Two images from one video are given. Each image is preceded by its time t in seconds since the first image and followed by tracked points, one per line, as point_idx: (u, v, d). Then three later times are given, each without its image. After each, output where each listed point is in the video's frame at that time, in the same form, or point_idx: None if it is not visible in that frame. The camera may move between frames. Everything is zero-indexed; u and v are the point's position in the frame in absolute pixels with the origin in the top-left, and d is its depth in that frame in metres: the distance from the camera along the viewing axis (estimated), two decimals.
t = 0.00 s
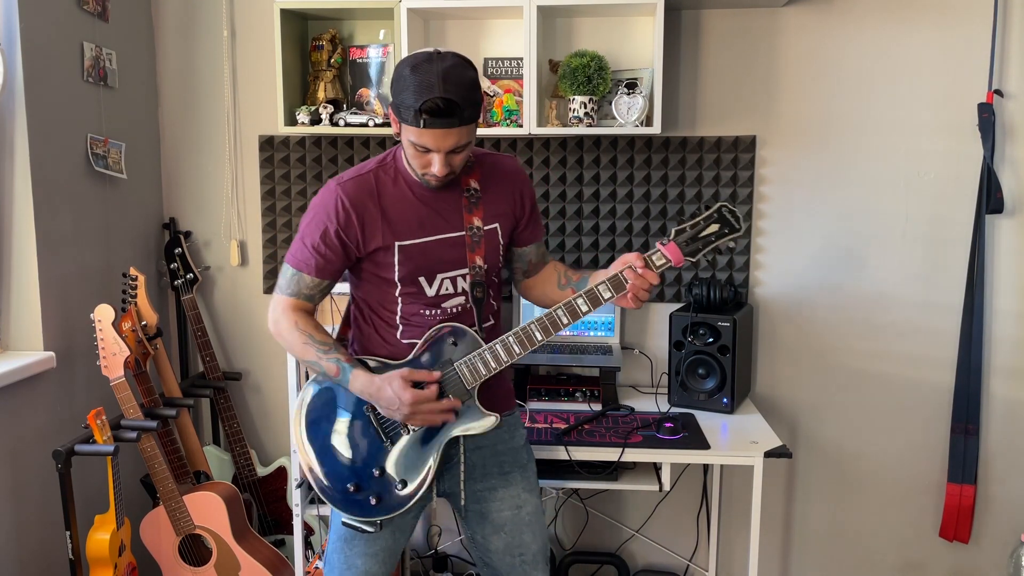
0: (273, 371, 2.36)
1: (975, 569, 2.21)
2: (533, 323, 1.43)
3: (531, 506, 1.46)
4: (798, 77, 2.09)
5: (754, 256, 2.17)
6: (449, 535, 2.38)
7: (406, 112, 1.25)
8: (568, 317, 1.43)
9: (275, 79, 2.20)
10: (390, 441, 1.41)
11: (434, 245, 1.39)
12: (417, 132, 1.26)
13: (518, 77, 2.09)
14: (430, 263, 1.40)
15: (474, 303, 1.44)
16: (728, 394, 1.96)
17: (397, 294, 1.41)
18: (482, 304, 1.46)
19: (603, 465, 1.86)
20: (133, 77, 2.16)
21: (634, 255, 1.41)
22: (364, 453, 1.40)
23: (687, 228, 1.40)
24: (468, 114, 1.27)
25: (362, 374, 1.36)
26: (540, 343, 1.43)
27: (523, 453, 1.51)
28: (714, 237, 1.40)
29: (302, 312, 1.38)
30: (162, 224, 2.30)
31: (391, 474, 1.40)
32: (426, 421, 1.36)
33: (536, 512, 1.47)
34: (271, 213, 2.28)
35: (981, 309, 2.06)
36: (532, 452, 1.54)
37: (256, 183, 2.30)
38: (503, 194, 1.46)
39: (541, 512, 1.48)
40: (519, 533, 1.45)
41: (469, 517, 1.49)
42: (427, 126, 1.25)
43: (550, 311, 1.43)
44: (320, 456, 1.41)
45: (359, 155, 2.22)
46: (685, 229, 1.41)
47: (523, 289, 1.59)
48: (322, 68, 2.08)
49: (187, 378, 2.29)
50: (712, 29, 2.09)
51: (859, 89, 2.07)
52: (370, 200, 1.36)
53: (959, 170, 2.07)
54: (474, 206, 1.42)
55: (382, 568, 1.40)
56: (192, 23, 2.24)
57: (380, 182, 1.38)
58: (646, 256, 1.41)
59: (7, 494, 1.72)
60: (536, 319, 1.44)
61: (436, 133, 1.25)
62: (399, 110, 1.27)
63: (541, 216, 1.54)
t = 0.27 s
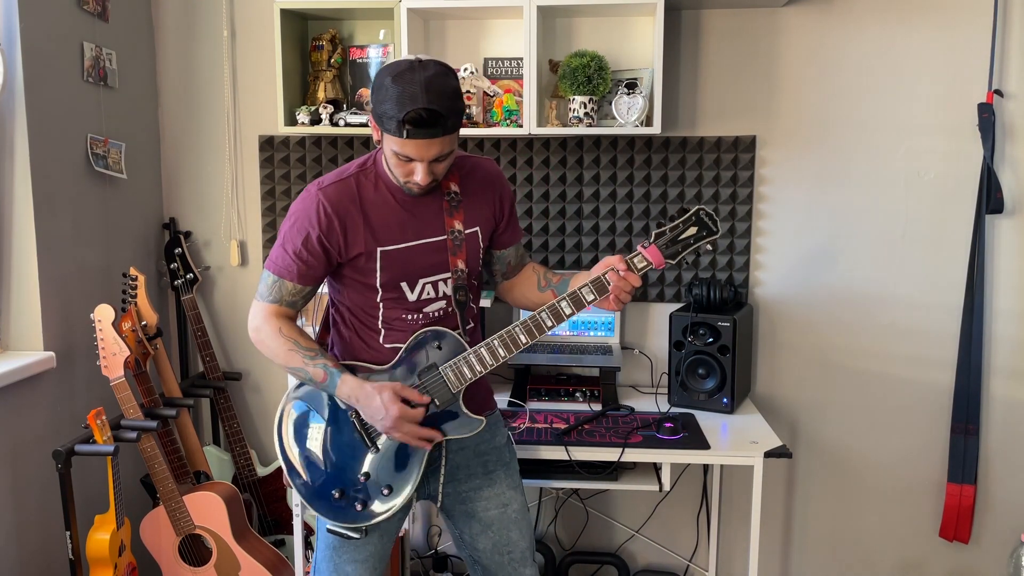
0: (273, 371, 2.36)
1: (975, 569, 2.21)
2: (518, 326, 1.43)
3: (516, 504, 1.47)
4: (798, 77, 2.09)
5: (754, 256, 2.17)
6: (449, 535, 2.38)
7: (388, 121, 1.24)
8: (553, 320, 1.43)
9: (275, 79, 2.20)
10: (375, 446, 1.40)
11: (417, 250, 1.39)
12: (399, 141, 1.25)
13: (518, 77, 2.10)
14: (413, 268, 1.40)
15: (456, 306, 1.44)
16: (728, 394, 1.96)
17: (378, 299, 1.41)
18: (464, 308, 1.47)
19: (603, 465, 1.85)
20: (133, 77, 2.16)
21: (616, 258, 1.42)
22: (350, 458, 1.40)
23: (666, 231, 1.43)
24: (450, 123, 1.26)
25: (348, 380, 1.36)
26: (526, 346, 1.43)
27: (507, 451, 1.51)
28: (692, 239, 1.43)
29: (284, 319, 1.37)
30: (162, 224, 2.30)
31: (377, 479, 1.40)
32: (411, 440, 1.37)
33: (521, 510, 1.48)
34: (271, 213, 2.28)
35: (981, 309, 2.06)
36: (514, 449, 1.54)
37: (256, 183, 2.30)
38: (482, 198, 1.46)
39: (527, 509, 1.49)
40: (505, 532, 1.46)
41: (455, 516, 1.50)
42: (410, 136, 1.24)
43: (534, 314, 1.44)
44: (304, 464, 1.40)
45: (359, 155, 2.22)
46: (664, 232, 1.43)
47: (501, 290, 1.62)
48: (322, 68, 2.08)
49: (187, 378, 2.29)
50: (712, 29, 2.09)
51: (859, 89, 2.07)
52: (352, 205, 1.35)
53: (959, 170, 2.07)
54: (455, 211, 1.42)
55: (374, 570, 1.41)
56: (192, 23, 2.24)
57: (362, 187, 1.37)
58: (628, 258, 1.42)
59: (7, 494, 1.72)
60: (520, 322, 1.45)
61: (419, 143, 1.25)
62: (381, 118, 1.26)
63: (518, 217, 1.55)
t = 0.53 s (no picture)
0: (273, 371, 2.36)
1: (975, 569, 2.22)
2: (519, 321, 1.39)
3: (530, 509, 1.45)
4: (798, 77, 2.09)
5: (754, 256, 2.17)
6: (449, 535, 2.38)
7: (396, 117, 1.24)
8: (555, 317, 1.38)
9: (275, 79, 2.20)
10: (378, 437, 1.40)
11: (424, 248, 1.39)
12: (412, 134, 1.25)
13: (518, 77, 2.09)
14: (421, 266, 1.39)
15: (466, 305, 1.42)
16: (728, 394, 1.96)
17: (390, 295, 1.42)
18: (479, 304, 1.44)
19: (603, 465, 1.86)
20: (133, 77, 2.16)
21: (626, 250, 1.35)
22: (354, 449, 1.41)
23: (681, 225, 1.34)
24: (454, 103, 1.27)
25: (349, 372, 1.38)
26: (527, 343, 1.38)
27: (526, 455, 1.49)
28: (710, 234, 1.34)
29: (303, 314, 1.44)
30: (162, 224, 2.30)
31: (380, 470, 1.40)
32: (411, 418, 1.33)
33: (535, 515, 1.46)
34: (271, 213, 2.28)
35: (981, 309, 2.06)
36: (536, 453, 1.53)
37: (256, 183, 2.30)
38: (496, 191, 1.43)
39: (541, 515, 1.47)
40: (517, 536, 1.44)
41: (469, 514, 1.49)
42: (423, 125, 1.24)
43: (536, 311, 1.39)
44: (315, 450, 1.44)
45: (359, 155, 2.22)
46: (681, 226, 1.35)
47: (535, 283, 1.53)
48: (322, 68, 2.08)
49: (187, 378, 2.29)
50: (712, 29, 2.09)
51: (859, 89, 2.07)
52: (357, 206, 1.38)
53: (959, 170, 2.07)
54: (464, 206, 1.40)
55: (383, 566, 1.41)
56: (192, 23, 2.24)
57: (368, 188, 1.39)
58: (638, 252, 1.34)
59: (7, 494, 1.72)
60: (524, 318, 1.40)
61: (432, 130, 1.25)
62: (387, 119, 1.26)
63: (546, 208, 1.48)
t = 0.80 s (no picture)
0: (274, 371, 2.36)
1: (975, 569, 2.22)
2: (526, 319, 1.37)
3: (542, 512, 1.44)
4: (798, 77, 2.09)
5: (754, 256, 2.17)
6: (449, 535, 2.38)
7: (418, 104, 1.25)
8: (563, 313, 1.35)
9: (275, 79, 2.20)
10: (393, 433, 1.41)
11: (439, 243, 1.39)
12: (434, 120, 1.26)
13: (518, 77, 2.09)
14: (436, 261, 1.40)
15: (479, 302, 1.41)
16: (727, 394, 1.96)
17: (408, 290, 1.44)
18: (494, 302, 1.44)
19: (603, 465, 1.86)
20: (133, 77, 2.16)
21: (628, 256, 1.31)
22: (370, 445, 1.43)
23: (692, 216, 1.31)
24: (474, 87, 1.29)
25: (366, 366, 1.41)
26: (535, 340, 1.36)
27: (541, 458, 1.48)
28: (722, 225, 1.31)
29: (326, 307, 1.46)
30: (162, 224, 2.30)
31: (393, 466, 1.42)
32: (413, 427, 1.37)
33: (548, 519, 1.45)
34: (271, 213, 2.28)
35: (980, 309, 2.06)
36: (552, 456, 1.52)
37: (256, 183, 2.30)
38: (514, 188, 1.42)
39: (553, 519, 1.46)
40: (528, 539, 1.43)
41: (483, 515, 1.50)
42: (444, 108, 1.25)
43: (544, 307, 1.37)
44: (335, 444, 1.47)
45: (359, 155, 2.22)
46: (691, 217, 1.32)
47: (546, 289, 1.51)
48: (322, 68, 2.08)
49: (187, 378, 2.29)
50: (712, 29, 2.09)
51: (860, 89, 2.07)
52: (377, 199, 1.39)
53: (959, 170, 2.07)
54: (482, 202, 1.39)
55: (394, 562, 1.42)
56: (192, 23, 2.24)
57: (388, 181, 1.40)
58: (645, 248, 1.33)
59: (7, 494, 1.72)
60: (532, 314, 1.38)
61: (453, 115, 1.26)
62: (408, 108, 1.27)
63: (565, 210, 1.46)
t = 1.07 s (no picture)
0: (274, 371, 2.36)
1: (975, 569, 2.21)
2: (526, 317, 1.40)
3: (530, 511, 1.45)
4: (798, 76, 2.09)
5: (754, 256, 2.17)
6: (449, 535, 2.38)
7: (428, 84, 1.27)
8: (563, 312, 1.39)
9: (275, 79, 2.20)
10: (387, 440, 1.40)
11: (431, 243, 1.39)
12: (442, 102, 1.27)
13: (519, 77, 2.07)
14: (427, 261, 1.39)
15: (470, 302, 1.42)
16: (727, 394, 1.96)
17: (394, 292, 1.41)
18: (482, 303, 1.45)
19: (603, 465, 1.86)
20: (133, 77, 2.16)
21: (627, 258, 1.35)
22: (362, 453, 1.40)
23: (682, 218, 1.37)
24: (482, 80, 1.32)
25: (356, 372, 1.37)
26: (535, 339, 1.40)
27: (525, 457, 1.49)
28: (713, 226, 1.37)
29: (303, 310, 1.40)
30: (162, 224, 2.30)
31: (389, 473, 1.40)
32: (420, 417, 1.34)
33: (535, 517, 1.46)
34: (271, 213, 2.28)
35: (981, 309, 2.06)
36: (534, 455, 1.53)
37: (256, 183, 2.30)
38: (501, 191, 1.45)
39: (541, 517, 1.47)
40: (517, 538, 1.44)
41: (468, 519, 1.49)
42: (453, 91, 1.27)
43: (544, 306, 1.40)
44: (322, 455, 1.42)
45: (359, 155, 2.22)
46: (681, 219, 1.37)
47: (523, 293, 1.56)
48: (322, 68, 2.08)
49: (187, 378, 2.30)
50: (712, 29, 2.09)
51: (860, 89, 2.07)
52: (366, 197, 1.37)
53: (959, 170, 2.07)
54: (472, 203, 1.42)
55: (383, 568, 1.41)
56: (192, 23, 2.24)
57: (377, 180, 1.39)
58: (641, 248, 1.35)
59: (7, 494, 1.72)
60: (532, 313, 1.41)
61: (461, 99, 1.28)
62: (416, 90, 1.29)
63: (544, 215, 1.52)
